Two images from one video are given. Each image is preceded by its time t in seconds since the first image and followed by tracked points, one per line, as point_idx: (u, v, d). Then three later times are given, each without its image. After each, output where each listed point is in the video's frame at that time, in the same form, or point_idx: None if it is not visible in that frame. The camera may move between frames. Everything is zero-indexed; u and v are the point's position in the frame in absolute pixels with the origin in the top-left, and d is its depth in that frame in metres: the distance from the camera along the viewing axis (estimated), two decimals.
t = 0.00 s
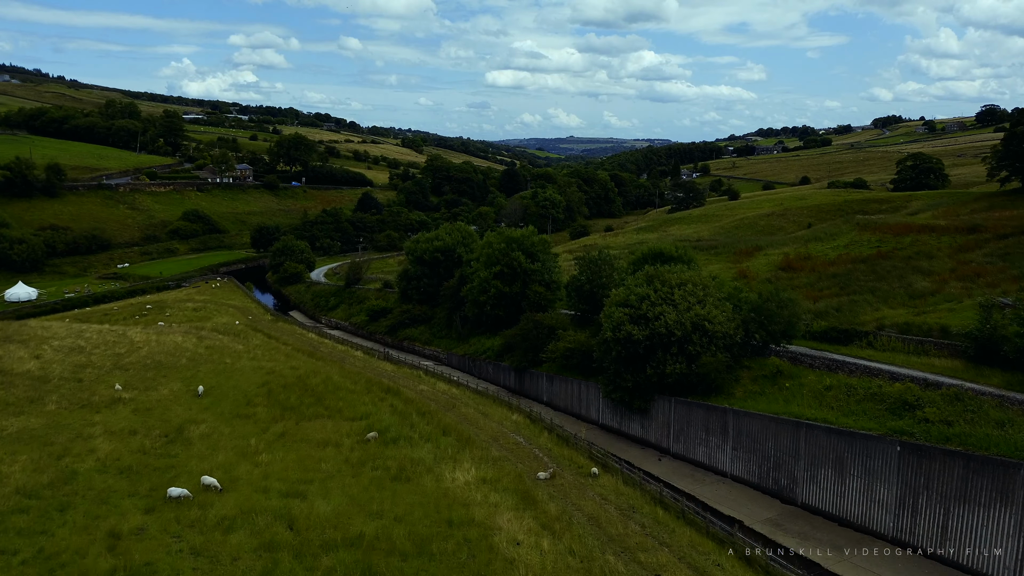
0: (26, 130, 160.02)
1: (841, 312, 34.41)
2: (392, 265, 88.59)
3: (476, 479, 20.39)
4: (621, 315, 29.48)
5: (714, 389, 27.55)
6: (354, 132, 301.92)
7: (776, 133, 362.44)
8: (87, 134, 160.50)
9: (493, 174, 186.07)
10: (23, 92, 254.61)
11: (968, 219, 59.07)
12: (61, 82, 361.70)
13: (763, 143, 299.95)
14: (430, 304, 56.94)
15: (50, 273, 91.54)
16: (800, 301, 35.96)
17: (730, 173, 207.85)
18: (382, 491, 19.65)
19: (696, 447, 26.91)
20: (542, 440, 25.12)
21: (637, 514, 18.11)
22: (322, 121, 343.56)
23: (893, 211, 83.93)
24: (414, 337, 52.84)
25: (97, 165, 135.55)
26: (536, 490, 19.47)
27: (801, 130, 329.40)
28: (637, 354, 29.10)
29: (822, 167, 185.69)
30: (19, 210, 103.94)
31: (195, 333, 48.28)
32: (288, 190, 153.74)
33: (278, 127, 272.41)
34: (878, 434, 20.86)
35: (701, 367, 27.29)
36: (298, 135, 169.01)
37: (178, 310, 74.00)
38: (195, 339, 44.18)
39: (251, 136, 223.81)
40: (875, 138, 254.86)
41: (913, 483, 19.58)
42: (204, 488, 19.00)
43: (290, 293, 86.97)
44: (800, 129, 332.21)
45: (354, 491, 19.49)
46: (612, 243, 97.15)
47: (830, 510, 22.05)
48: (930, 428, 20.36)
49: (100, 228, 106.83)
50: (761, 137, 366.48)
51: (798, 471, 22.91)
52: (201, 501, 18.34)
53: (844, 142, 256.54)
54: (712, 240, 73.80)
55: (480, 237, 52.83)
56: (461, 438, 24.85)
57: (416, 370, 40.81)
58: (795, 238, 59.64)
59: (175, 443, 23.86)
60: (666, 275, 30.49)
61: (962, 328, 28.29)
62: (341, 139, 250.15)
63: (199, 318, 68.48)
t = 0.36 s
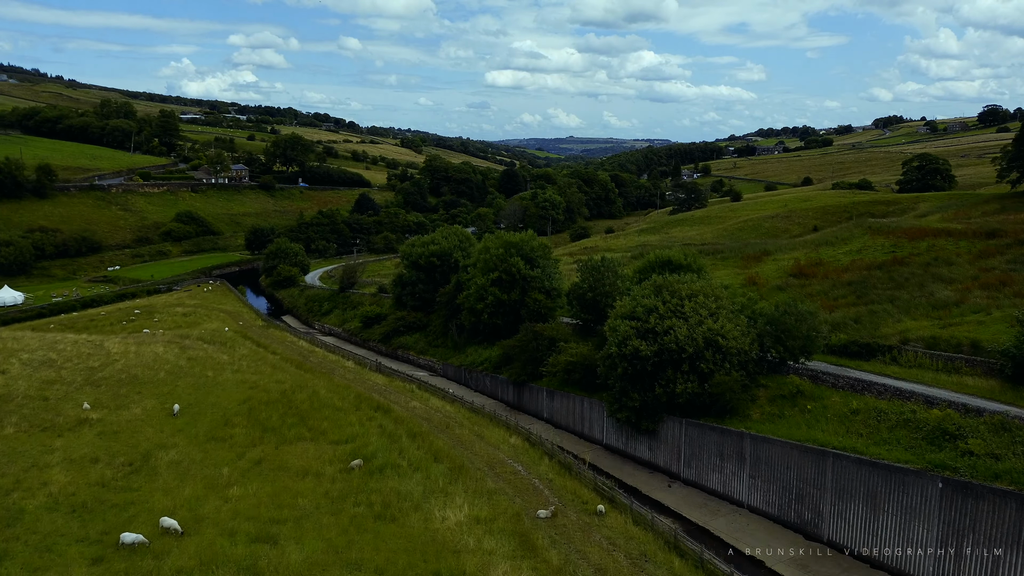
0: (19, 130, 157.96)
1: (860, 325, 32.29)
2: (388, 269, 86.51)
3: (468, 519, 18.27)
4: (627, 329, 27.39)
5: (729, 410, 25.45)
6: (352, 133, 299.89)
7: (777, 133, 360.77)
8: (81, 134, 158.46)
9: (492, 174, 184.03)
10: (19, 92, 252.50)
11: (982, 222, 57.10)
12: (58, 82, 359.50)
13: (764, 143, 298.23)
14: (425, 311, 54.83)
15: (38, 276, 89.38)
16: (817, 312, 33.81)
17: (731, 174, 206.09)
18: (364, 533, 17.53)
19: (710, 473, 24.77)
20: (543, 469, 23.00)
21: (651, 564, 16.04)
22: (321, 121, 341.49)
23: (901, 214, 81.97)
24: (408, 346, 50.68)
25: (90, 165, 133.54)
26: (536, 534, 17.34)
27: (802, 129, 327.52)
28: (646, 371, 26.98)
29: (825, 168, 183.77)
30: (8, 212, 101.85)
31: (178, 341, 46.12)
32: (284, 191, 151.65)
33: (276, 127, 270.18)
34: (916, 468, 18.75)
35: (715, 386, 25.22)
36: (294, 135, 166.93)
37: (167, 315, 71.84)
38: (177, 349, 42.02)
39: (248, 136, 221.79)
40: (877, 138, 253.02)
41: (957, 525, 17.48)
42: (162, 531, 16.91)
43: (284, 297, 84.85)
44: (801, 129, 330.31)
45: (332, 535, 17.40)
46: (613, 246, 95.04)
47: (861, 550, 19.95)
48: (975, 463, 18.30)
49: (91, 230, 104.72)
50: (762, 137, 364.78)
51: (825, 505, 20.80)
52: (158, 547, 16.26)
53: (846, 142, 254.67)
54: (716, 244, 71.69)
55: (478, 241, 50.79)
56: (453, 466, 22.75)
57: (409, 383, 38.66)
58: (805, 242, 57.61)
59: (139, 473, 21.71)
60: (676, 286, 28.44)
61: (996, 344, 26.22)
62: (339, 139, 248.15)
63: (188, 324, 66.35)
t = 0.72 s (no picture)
0: (12, 130, 156.05)
1: (882, 337, 30.43)
2: (384, 272, 84.61)
3: (460, 564, 16.41)
4: (634, 343, 25.52)
5: (745, 433, 23.55)
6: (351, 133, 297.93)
7: (777, 133, 359.46)
8: (75, 134, 156.52)
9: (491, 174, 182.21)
10: (15, 92, 250.56)
11: (997, 225, 55.30)
12: (57, 82, 358.08)
13: (764, 143, 296.77)
14: (421, 317, 52.89)
15: (26, 279, 87.44)
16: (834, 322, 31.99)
17: (732, 174, 204.39)
18: None
19: (724, 501, 22.87)
20: (542, 502, 21.11)
21: None
22: (320, 121, 339.66)
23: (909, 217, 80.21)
24: (402, 354, 48.72)
25: (83, 166, 131.64)
26: None
27: (802, 129, 326.01)
28: (654, 389, 25.09)
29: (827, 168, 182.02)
30: None
31: (162, 350, 44.22)
32: (281, 191, 149.72)
33: (274, 127, 268.34)
34: (959, 506, 16.86)
35: (730, 407, 23.34)
36: (291, 135, 164.93)
37: (156, 320, 69.92)
38: (159, 359, 40.13)
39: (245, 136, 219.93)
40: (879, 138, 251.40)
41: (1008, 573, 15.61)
42: None
43: (278, 300, 82.87)
44: (801, 129, 328.67)
45: None
46: (614, 248, 93.25)
47: None
48: None
49: (82, 232, 102.73)
50: (762, 138, 363.36)
51: (853, 543, 18.91)
52: None
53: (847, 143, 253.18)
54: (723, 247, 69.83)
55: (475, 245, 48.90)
56: (446, 496, 20.87)
57: (402, 397, 36.75)
58: (814, 245, 55.78)
59: (100, 508, 19.82)
60: (687, 297, 26.58)
61: None
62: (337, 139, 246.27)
63: (177, 330, 64.42)
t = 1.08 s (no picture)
0: (5, 130, 153.89)
1: (909, 353, 28.34)
2: (380, 276, 82.53)
3: None
4: (644, 362, 23.44)
5: (767, 465, 21.40)
6: (349, 133, 295.89)
7: (777, 133, 357.62)
8: (68, 134, 154.38)
9: (491, 175, 180.20)
10: (11, 91, 248.33)
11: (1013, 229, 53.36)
12: (56, 82, 356.23)
13: (765, 143, 294.84)
14: (415, 325, 50.76)
15: (13, 283, 85.29)
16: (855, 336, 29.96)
17: (734, 175, 202.53)
18: None
19: (743, 538, 20.78)
20: (543, 545, 19.02)
21: None
22: (318, 122, 337.82)
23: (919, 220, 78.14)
24: (396, 364, 46.57)
25: (75, 167, 129.53)
26: None
27: (802, 130, 324.38)
28: (665, 413, 22.98)
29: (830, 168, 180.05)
30: None
31: (143, 361, 42.11)
32: (277, 192, 147.59)
33: (272, 127, 266.27)
34: (1018, 560, 14.78)
35: (749, 435, 21.23)
36: (288, 136, 162.79)
37: (144, 326, 67.80)
38: (138, 372, 38.03)
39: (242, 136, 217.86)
40: (881, 138, 249.67)
41: None
42: None
43: (270, 305, 80.72)
44: (801, 129, 326.92)
45: None
46: (616, 251, 91.17)
47: None
48: None
49: (72, 234, 100.58)
50: (762, 138, 361.77)
51: None
52: None
53: (848, 143, 251.30)
54: (729, 251, 67.70)
55: (473, 250, 46.84)
56: (435, 537, 18.79)
57: (394, 414, 34.66)
58: (825, 250, 53.67)
59: (47, 554, 17.73)
60: (700, 311, 24.51)
61: None
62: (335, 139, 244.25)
63: (164, 338, 62.30)
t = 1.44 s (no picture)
0: None
1: (939, 371, 26.24)
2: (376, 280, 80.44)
3: None
4: (655, 384, 21.37)
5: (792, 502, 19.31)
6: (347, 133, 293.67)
7: (778, 132, 355.51)
8: (62, 134, 152.12)
9: (489, 175, 178.08)
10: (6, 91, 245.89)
11: None
12: (54, 81, 354.09)
13: (766, 143, 293.03)
14: (410, 334, 48.55)
15: None
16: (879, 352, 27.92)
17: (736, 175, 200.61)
18: None
19: None
20: None
21: None
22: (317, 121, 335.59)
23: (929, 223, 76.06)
24: (388, 376, 44.37)
25: (67, 167, 127.31)
26: None
27: (802, 130, 322.54)
28: (677, 441, 20.89)
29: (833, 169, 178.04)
30: None
31: (120, 373, 39.92)
32: (273, 193, 145.41)
33: (270, 126, 263.99)
34: None
35: (772, 468, 19.14)
36: (284, 136, 160.58)
37: (130, 332, 65.63)
38: (113, 387, 35.83)
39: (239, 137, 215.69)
40: (883, 138, 247.88)
41: None
42: None
43: (263, 309, 78.60)
44: (802, 130, 325.10)
45: None
46: (618, 254, 89.11)
47: None
48: None
49: (61, 236, 98.38)
50: (762, 138, 359.93)
51: None
52: None
53: (850, 143, 249.29)
54: (736, 255, 65.60)
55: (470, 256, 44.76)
56: None
57: (384, 432, 32.52)
58: (836, 254, 51.52)
59: None
60: (716, 327, 22.47)
61: None
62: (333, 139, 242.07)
63: (151, 345, 60.10)
